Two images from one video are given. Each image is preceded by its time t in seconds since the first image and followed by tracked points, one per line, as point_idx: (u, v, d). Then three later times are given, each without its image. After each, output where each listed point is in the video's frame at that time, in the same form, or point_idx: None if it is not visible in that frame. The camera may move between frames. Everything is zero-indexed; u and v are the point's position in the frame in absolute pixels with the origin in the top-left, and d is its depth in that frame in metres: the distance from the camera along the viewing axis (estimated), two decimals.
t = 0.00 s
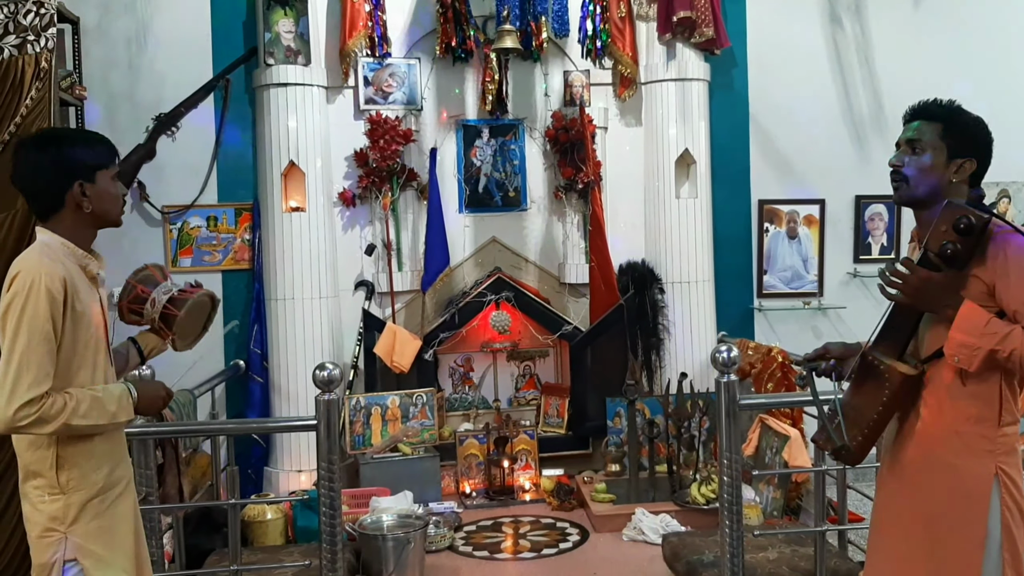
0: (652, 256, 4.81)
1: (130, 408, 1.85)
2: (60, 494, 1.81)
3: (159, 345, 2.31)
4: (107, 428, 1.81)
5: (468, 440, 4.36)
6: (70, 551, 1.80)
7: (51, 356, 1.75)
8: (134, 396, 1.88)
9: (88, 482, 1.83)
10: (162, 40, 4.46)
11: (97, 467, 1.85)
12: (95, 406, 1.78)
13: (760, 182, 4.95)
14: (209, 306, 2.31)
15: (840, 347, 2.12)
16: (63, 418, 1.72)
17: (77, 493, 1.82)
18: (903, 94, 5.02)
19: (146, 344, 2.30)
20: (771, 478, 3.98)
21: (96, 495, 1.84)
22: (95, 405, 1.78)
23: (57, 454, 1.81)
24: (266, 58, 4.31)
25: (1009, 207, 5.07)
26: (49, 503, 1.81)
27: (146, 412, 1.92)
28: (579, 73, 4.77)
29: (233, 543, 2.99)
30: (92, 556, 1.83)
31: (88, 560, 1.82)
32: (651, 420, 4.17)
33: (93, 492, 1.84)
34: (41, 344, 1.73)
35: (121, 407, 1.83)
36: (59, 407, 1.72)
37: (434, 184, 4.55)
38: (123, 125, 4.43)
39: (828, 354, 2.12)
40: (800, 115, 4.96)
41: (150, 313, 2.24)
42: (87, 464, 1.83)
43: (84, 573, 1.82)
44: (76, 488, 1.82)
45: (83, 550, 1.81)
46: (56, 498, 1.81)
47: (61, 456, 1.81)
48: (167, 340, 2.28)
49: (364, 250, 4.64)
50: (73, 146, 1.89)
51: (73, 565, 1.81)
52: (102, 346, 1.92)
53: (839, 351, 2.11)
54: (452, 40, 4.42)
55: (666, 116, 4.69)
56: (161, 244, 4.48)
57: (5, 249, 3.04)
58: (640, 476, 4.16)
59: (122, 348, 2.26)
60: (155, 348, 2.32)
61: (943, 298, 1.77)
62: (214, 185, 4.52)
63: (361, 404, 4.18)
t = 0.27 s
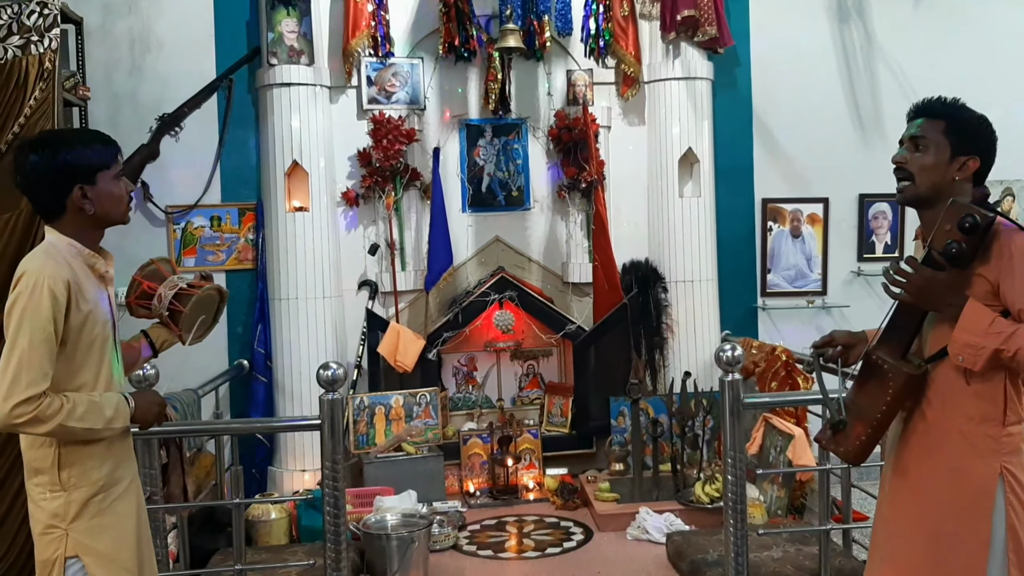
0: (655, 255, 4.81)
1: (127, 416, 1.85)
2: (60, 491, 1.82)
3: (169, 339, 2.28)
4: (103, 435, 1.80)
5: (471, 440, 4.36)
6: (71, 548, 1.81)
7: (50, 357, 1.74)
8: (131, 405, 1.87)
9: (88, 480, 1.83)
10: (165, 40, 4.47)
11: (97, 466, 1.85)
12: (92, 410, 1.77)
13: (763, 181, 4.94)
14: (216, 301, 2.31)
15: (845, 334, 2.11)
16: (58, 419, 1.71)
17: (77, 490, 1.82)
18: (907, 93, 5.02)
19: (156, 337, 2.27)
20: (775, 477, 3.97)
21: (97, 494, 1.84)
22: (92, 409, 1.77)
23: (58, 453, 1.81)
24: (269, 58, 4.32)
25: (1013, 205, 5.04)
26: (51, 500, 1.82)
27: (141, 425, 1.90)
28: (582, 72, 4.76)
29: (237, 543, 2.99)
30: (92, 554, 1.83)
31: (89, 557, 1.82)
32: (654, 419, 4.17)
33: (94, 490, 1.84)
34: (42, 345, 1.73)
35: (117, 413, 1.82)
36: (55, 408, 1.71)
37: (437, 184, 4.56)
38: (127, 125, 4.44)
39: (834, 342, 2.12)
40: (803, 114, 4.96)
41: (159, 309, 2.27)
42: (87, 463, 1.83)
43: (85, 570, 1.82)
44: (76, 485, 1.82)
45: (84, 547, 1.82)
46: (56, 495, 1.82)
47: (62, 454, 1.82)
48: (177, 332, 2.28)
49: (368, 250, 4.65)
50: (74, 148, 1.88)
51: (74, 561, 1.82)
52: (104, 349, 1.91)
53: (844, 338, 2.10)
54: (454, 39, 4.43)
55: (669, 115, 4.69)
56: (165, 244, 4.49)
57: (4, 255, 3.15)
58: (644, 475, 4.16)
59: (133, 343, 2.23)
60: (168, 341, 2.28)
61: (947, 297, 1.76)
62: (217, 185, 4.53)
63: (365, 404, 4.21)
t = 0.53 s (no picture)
0: (659, 254, 4.81)
1: (136, 408, 1.85)
2: (62, 488, 1.83)
3: (183, 345, 2.26)
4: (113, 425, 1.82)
5: (476, 439, 4.36)
6: (72, 545, 1.81)
7: (60, 349, 1.75)
8: (141, 396, 1.87)
9: (91, 476, 1.84)
10: (169, 41, 4.47)
11: (100, 462, 1.85)
12: (104, 401, 1.78)
13: (767, 180, 4.94)
14: (230, 309, 2.31)
15: (846, 328, 2.09)
16: (71, 410, 1.73)
17: (79, 486, 1.83)
18: (911, 91, 5.00)
19: (169, 342, 2.24)
20: (779, 476, 3.97)
21: (99, 490, 1.84)
22: (103, 401, 1.78)
23: (62, 448, 1.83)
24: (273, 58, 4.32)
25: (1017, 203, 5.00)
26: (53, 496, 1.83)
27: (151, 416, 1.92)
28: (585, 71, 4.76)
29: (242, 542, 2.99)
30: (93, 550, 1.82)
31: (89, 554, 1.82)
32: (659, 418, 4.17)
33: (96, 486, 1.84)
34: (52, 337, 1.74)
35: (127, 405, 1.82)
36: (67, 399, 1.73)
37: (441, 184, 4.56)
38: (131, 126, 4.45)
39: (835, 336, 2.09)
40: (807, 113, 4.95)
41: (173, 314, 2.26)
42: (90, 458, 1.84)
43: (85, 568, 1.82)
44: (78, 482, 1.83)
45: (85, 544, 1.81)
46: (58, 491, 1.82)
47: (65, 450, 1.83)
48: (190, 339, 2.27)
49: (372, 249, 4.65)
50: (85, 149, 1.89)
51: (74, 559, 1.81)
52: (116, 341, 1.92)
53: (845, 332, 2.08)
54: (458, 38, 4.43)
55: (673, 114, 4.68)
56: (169, 244, 4.50)
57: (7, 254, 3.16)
58: (648, 474, 4.16)
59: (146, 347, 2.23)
60: (180, 348, 2.26)
61: (951, 296, 1.75)
62: (222, 185, 4.53)
63: (370, 404, 4.20)
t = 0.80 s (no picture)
0: (663, 254, 4.81)
1: (144, 401, 1.87)
2: (67, 488, 1.82)
3: (184, 346, 2.30)
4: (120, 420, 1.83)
5: (480, 439, 4.37)
6: (78, 545, 1.81)
7: (68, 345, 1.76)
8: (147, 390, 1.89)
9: (96, 476, 1.84)
10: (172, 42, 4.48)
11: (105, 461, 1.85)
12: (112, 396, 1.79)
13: (770, 179, 4.93)
14: (232, 307, 2.34)
15: (851, 333, 2.09)
16: (79, 406, 1.73)
17: (84, 486, 1.83)
18: (915, 90, 5.00)
19: (170, 343, 2.28)
20: (784, 476, 3.97)
21: (104, 490, 1.84)
22: (111, 396, 1.79)
23: (68, 447, 1.83)
24: (277, 59, 4.33)
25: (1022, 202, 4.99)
26: (57, 496, 1.82)
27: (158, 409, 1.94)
28: (588, 71, 4.76)
29: (247, 542, 3.00)
30: (99, 550, 1.83)
31: (95, 554, 1.82)
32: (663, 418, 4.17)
33: (101, 486, 1.84)
34: (60, 333, 1.74)
35: (134, 400, 1.83)
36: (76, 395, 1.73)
37: (444, 184, 4.56)
38: (135, 126, 4.45)
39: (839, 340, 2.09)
40: (810, 112, 4.94)
41: (175, 314, 2.29)
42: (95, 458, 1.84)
43: (91, 568, 1.82)
44: (83, 481, 1.83)
45: (91, 544, 1.82)
46: (62, 491, 1.82)
47: (71, 449, 1.83)
48: (192, 339, 2.29)
49: (375, 249, 4.65)
50: (90, 149, 1.90)
51: (80, 559, 1.82)
52: (122, 337, 1.93)
53: (850, 336, 2.09)
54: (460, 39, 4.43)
55: (677, 113, 4.68)
56: (173, 245, 4.50)
57: (12, 254, 3.27)
58: (652, 474, 4.16)
59: (148, 348, 2.24)
60: (181, 349, 2.30)
61: (956, 294, 1.76)
62: (226, 186, 4.54)
63: (374, 404, 4.18)
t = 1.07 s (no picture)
0: (666, 254, 4.80)
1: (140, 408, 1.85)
2: (73, 490, 1.83)
3: (183, 345, 2.31)
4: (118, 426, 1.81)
5: (483, 440, 4.37)
6: (85, 546, 1.82)
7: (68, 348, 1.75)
8: (144, 396, 1.87)
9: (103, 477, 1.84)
10: (176, 43, 4.49)
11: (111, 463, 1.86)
12: (109, 401, 1.78)
13: (774, 179, 4.93)
14: (232, 308, 2.32)
15: (855, 343, 2.09)
16: (76, 410, 1.73)
17: (91, 488, 1.83)
18: (918, 89, 4.99)
19: (170, 342, 2.29)
20: (788, 476, 3.96)
21: (111, 491, 1.85)
22: (108, 401, 1.78)
23: (72, 449, 1.83)
24: (280, 60, 4.34)
25: None
26: (63, 499, 1.83)
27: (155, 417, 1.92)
28: (591, 71, 4.76)
29: (251, 543, 3.00)
30: (106, 552, 1.83)
31: (103, 555, 1.83)
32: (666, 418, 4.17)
33: (107, 488, 1.85)
34: (61, 336, 1.74)
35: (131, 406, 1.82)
36: (73, 399, 1.73)
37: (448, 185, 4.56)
38: (139, 128, 4.46)
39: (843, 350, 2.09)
40: (813, 111, 4.94)
41: (175, 314, 2.27)
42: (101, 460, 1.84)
43: (98, 569, 1.83)
44: (89, 483, 1.83)
45: (98, 545, 1.82)
46: (69, 493, 1.82)
47: (75, 451, 1.83)
48: (191, 339, 2.29)
49: (379, 250, 4.65)
50: (89, 148, 1.90)
51: (87, 560, 1.83)
52: (123, 341, 1.92)
53: (854, 347, 2.09)
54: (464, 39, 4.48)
55: (680, 113, 4.68)
56: (177, 246, 4.51)
57: (16, 254, 3.29)
58: (656, 474, 4.15)
59: (147, 345, 2.24)
60: (180, 347, 2.32)
61: (959, 294, 1.75)
62: (229, 187, 4.54)
63: (378, 404, 4.21)
